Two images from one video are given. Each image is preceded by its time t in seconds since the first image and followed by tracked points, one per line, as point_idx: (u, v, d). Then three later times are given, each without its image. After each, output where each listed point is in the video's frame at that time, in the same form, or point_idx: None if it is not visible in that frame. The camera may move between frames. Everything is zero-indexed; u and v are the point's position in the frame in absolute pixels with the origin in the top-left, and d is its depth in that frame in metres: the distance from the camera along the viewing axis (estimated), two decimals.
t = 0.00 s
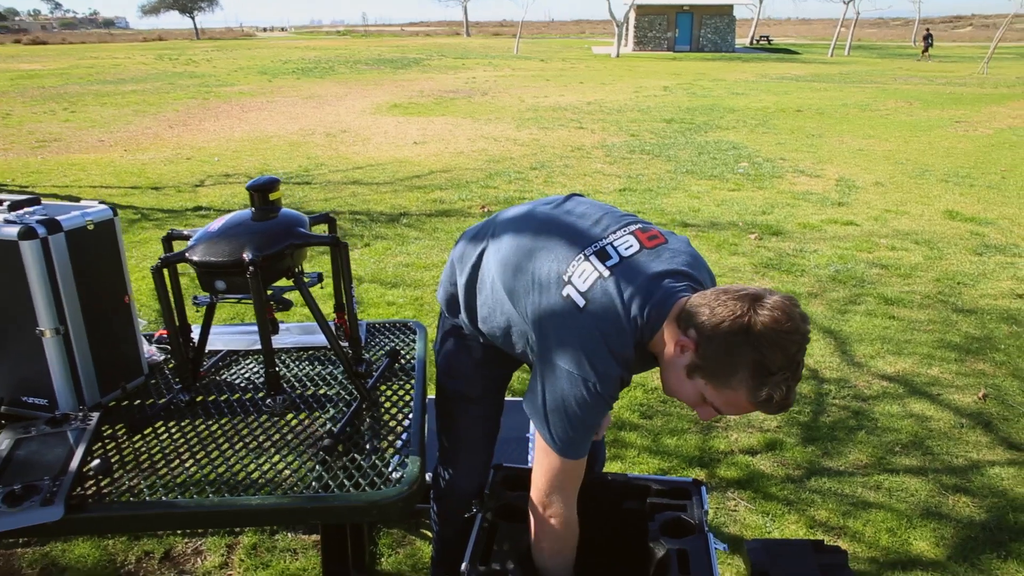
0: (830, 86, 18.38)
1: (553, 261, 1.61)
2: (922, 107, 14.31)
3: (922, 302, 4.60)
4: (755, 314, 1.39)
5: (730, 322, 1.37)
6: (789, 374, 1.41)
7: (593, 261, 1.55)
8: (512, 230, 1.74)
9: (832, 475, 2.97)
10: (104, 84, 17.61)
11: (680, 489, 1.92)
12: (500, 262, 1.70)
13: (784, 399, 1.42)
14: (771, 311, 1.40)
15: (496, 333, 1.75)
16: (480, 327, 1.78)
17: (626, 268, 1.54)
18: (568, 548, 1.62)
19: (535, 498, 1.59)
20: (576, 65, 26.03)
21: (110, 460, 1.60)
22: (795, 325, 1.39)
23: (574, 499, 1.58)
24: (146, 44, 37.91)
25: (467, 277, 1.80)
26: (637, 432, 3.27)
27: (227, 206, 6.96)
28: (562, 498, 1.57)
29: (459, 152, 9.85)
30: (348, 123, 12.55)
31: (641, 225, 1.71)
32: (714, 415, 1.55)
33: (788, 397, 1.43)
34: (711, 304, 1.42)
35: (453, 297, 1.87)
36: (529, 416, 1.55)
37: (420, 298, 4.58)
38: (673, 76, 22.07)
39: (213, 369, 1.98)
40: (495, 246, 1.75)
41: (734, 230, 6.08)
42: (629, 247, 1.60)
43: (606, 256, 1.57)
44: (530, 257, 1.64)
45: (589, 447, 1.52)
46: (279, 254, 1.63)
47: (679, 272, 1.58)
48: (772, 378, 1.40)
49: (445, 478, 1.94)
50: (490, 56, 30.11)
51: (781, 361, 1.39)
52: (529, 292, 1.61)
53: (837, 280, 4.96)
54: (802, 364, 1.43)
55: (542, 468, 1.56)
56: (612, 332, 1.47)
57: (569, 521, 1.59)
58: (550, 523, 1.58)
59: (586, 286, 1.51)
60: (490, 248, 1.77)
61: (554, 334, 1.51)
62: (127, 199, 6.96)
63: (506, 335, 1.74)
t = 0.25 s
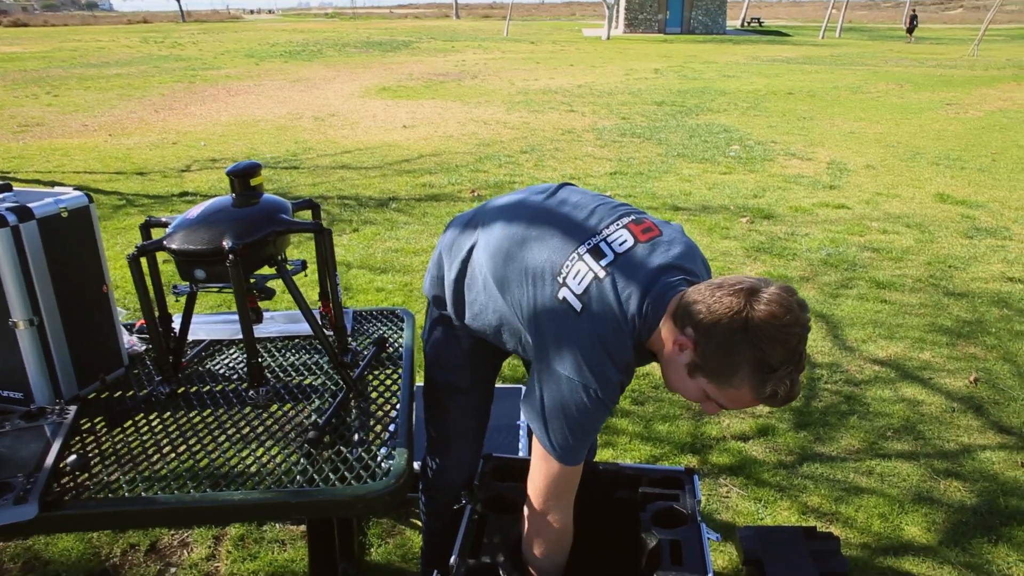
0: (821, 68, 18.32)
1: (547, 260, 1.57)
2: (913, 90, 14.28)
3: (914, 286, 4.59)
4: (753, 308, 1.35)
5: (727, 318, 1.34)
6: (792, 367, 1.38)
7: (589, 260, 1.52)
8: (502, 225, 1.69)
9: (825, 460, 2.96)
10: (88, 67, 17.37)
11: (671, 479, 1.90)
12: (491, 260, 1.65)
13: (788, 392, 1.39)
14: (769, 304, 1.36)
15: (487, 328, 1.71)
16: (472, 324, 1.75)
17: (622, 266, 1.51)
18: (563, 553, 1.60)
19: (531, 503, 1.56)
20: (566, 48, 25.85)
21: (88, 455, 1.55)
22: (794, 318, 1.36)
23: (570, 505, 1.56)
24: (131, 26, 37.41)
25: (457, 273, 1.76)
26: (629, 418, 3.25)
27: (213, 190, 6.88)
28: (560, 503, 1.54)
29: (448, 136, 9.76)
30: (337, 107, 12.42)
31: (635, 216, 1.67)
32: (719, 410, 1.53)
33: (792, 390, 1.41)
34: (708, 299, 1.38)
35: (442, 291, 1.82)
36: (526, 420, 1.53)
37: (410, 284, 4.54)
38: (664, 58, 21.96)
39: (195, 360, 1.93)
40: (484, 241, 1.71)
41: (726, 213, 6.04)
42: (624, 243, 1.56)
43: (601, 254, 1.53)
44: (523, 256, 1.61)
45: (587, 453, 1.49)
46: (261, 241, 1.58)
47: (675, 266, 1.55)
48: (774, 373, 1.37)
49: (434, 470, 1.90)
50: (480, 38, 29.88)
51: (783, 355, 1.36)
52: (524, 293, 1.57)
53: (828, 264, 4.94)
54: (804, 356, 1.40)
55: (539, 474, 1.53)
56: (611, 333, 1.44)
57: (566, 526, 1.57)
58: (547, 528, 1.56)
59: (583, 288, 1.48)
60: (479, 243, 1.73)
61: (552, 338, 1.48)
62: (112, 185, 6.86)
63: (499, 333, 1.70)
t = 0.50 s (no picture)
0: (812, 45, 18.22)
1: (541, 243, 1.52)
2: (904, 66, 14.22)
3: (906, 264, 4.57)
4: (753, 295, 1.31)
5: (726, 305, 1.30)
6: (792, 356, 1.35)
7: (584, 244, 1.47)
8: (492, 207, 1.63)
9: (818, 441, 2.94)
10: (70, 45, 17.07)
11: (664, 463, 1.87)
12: (482, 243, 1.60)
13: (787, 381, 1.36)
14: (769, 290, 1.32)
15: (477, 313, 1.67)
16: (461, 309, 1.70)
17: (618, 251, 1.47)
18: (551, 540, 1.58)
19: (520, 489, 1.53)
20: (556, 24, 25.60)
21: (65, 447, 1.50)
22: (795, 305, 1.32)
23: (560, 492, 1.53)
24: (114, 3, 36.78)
25: (445, 257, 1.70)
26: (621, 400, 3.22)
27: (199, 171, 6.77)
28: (549, 490, 1.51)
29: (438, 114, 9.65)
30: (324, 85, 12.25)
31: (629, 199, 1.62)
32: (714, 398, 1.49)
33: (791, 378, 1.37)
34: (706, 285, 1.34)
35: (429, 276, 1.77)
36: (518, 408, 1.49)
37: (399, 265, 4.48)
38: (655, 34, 21.78)
39: (176, 346, 1.88)
40: (473, 222, 1.66)
41: (718, 192, 5.99)
42: (620, 227, 1.51)
43: (596, 238, 1.49)
44: (515, 240, 1.55)
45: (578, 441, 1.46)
46: (240, 223, 1.52)
47: (672, 250, 1.51)
48: (774, 362, 1.33)
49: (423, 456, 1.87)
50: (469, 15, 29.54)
51: (782, 344, 1.32)
52: (517, 277, 1.52)
53: (821, 243, 4.91)
54: (804, 344, 1.37)
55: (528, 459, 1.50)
56: (608, 320, 1.40)
57: (554, 513, 1.55)
58: (536, 515, 1.53)
59: (578, 274, 1.44)
60: (468, 225, 1.67)
61: (546, 325, 1.43)
62: (95, 166, 6.74)
63: (489, 318, 1.66)
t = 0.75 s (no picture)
0: (806, 16, 18.03)
1: (525, 219, 1.46)
2: (899, 38, 14.09)
3: (899, 238, 4.53)
4: (740, 259, 1.26)
5: (712, 268, 1.26)
6: (782, 325, 1.29)
7: (571, 219, 1.41)
8: (474, 182, 1.57)
9: (809, 417, 2.92)
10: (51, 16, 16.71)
11: (654, 443, 1.83)
12: (465, 220, 1.54)
13: (778, 350, 1.29)
14: (757, 255, 1.27)
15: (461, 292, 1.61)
16: (446, 287, 1.64)
17: (606, 225, 1.41)
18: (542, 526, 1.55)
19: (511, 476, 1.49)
20: None
21: (32, 433, 1.44)
22: (784, 270, 1.27)
23: (552, 479, 1.49)
24: None
25: (427, 234, 1.64)
26: (612, 376, 3.18)
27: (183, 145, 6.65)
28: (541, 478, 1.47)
29: (427, 86, 9.50)
30: (311, 57, 12.04)
31: (616, 169, 1.56)
32: (707, 376, 1.42)
33: (783, 349, 1.32)
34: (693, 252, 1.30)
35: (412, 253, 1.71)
36: (506, 391, 1.43)
37: (386, 240, 4.41)
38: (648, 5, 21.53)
39: (150, 326, 1.82)
40: (455, 199, 1.59)
41: (710, 165, 5.92)
42: (607, 199, 1.46)
43: (583, 212, 1.43)
44: (500, 217, 1.49)
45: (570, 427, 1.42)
46: (210, 199, 1.45)
47: (662, 223, 1.45)
48: (764, 329, 1.28)
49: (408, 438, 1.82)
50: None
51: (772, 309, 1.27)
52: (501, 255, 1.47)
53: (813, 217, 4.86)
54: (796, 314, 1.31)
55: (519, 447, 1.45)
56: (597, 299, 1.35)
57: (546, 500, 1.51)
58: (527, 503, 1.50)
59: (565, 250, 1.38)
60: (449, 201, 1.61)
61: (533, 305, 1.38)
62: (76, 140, 6.60)
63: (474, 297, 1.60)
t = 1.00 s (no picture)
0: None
1: (510, 200, 1.41)
2: (899, 10, 13.90)
3: (897, 215, 4.47)
4: (731, 238, 1.21)
5: (701, 248, 1.21)
6: (773, 306, 1.24)
7: (556, 200, 1.36)
8: (457, 161, 1.51)
9: (803, 396, 2.89)
10: None
11: (644, 426, 1.79)
12: (448, 202, 1.48)
13: (767, 333, 1.26)
14: (749, 234, 1.22)
15: (446, 274, 1.56)
16: (430, 270, 1.59)
17: (592, 205, 1.35)
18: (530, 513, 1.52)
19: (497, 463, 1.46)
20: None
21: None
22: (777, 250, 1.22)
23: (539, 465, 1.46)
24: None
25: (410, 216, 1.58)
26: (604, 355, 3.14)
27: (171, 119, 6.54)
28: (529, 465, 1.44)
29: (420, 59, 9.36)
30: (304, 30, 11.85)
31: (602, 144, 1.50)
32: (694, 357, 1.38)
33: (773, 331, 1.27)
34: (683, 231, 1.24)
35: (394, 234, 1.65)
36: (494, 378, 1.39)
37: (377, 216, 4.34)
38: None
39: (125, 308, 1.77)
40: (437, 179, 1.53)
41: (707, 140, 5.84)
42: (593, 177, 1.40)
43: (569, 191, 1.37)
44: (483, 198, 1.44)
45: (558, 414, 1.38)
46: (180, 177, 1.39)
47: (651, 200, 1.40)
48: (753, 311, 1.23)
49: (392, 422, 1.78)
50: None
51: (763, 291, 1.22)
52: (486, 239, 1.41)
53: (810, 192, 4.80)
54: (788, 295, 1.26)
55: (506, 434, 1.41)
56: (585, 282, 1.30)
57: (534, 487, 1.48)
58: (514, 490, 1.46)
59: (551, 232, 1.33)
60: (431, 181, 1.55)
61: (519, 290, 1.33)
62: (63, 114, 6.49)
63: (460, 280, 1.55)
